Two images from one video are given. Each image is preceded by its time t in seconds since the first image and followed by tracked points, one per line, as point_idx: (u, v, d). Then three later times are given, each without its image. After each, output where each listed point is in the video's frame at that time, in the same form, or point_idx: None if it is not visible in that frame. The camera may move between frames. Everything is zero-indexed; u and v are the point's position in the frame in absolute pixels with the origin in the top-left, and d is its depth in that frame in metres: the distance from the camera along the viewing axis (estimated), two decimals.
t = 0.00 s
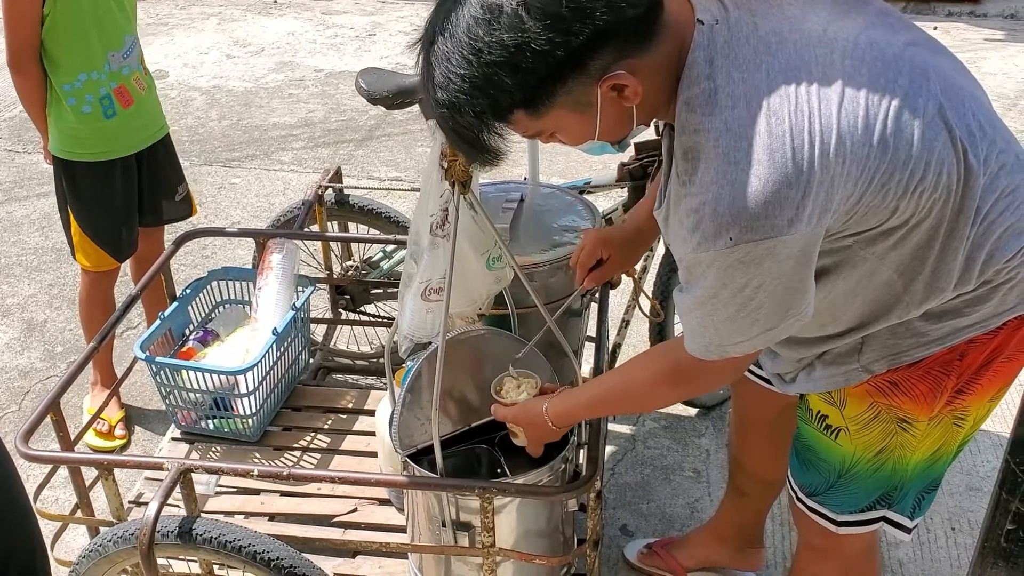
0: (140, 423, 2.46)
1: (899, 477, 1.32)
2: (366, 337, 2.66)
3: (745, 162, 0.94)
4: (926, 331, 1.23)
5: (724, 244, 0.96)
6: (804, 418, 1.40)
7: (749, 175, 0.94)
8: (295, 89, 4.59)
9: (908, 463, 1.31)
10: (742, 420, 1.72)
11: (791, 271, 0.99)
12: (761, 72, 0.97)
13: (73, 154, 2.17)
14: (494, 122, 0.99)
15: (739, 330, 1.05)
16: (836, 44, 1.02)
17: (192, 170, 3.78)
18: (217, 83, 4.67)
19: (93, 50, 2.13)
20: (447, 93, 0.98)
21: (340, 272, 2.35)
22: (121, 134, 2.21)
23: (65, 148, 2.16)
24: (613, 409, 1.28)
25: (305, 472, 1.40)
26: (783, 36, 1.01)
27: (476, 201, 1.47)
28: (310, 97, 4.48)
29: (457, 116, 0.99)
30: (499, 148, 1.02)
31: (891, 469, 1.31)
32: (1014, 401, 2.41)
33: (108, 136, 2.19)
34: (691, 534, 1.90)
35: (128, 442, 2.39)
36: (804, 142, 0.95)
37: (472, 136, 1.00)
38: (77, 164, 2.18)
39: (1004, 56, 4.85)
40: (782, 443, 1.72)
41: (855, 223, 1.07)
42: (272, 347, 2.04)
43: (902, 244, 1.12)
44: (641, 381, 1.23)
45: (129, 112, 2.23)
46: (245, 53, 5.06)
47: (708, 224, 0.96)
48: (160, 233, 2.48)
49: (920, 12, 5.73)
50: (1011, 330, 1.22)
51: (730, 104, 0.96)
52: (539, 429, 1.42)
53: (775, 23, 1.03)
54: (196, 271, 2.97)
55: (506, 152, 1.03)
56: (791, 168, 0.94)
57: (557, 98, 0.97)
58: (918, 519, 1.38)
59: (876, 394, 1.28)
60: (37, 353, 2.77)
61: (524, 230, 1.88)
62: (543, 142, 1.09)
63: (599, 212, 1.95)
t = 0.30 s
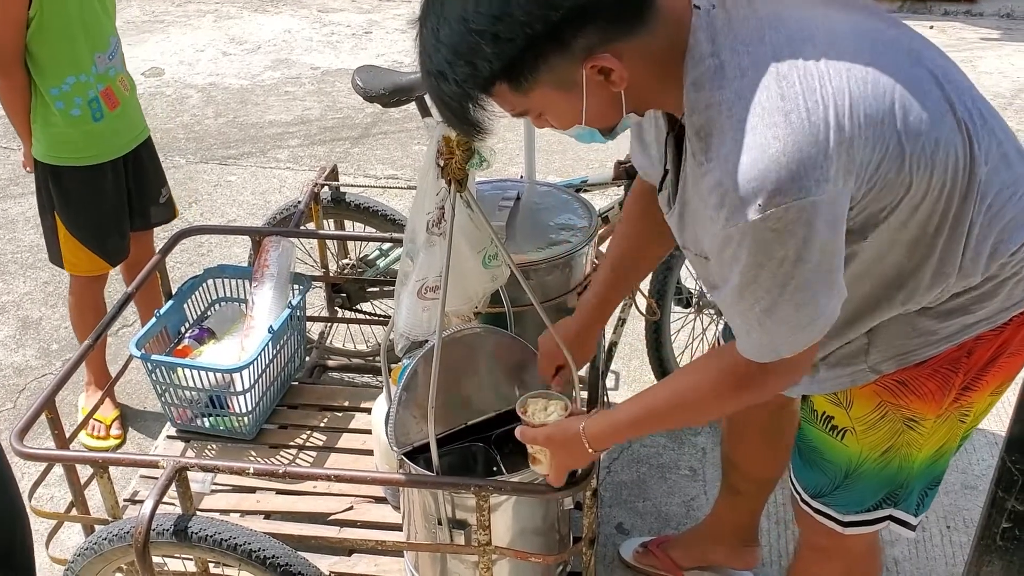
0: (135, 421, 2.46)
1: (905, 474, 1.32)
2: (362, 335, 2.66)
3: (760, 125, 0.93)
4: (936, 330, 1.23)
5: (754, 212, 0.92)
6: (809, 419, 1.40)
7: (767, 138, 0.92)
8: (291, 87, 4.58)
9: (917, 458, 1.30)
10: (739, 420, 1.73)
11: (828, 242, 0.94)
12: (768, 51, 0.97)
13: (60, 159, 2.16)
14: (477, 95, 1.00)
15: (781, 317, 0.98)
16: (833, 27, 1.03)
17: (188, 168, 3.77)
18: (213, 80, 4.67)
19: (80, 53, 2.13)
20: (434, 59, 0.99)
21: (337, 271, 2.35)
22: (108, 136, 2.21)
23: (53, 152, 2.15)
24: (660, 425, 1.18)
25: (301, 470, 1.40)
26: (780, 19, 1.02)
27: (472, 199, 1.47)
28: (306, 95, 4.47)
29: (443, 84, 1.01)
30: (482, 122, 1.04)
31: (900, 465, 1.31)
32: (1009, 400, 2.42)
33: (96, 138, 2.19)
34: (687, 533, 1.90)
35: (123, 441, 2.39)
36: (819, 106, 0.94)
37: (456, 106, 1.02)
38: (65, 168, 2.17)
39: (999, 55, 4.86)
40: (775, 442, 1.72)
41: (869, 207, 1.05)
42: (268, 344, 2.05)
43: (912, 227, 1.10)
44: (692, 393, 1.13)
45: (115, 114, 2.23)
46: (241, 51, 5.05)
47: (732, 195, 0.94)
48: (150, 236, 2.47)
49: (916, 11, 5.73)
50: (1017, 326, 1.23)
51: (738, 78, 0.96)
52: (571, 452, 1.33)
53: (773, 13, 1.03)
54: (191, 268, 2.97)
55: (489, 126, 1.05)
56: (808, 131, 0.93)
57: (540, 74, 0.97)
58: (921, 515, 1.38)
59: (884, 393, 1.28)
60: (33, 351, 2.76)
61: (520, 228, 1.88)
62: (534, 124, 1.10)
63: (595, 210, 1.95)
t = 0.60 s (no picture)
0: (131, 419, 2.46)
1: (914, 473, 1.32)
2: (359, 333, 2.66)
3: (766, 106, 0.93)
4: (946, 328, 1.23)
5: (765, 193, 0.91)
6: (815, 420, 1.40)
7: (775, 118, 0.92)
8: (288, 84, 4.58)
9: (926, 455, 1.30)
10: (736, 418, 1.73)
11: (841, 224, 0.93)
12: (770, 39, 0.98)
13: (53, 159, 2.16)
14: (470, 83, 1.00)
15: (797, 304, 0.97)
16: (830, 17, 1.04)
17: (184, 165, 3.77)
18: (210, 78, 4.66)
19: (73, 53, 2.13)
20: (429, 47, 0.99)
21: (334, 268, 2.36)
22: (101, 135, 2.21)
23: (46, 153, 2.15)
24: (683, 430, 1.16)
25: (297, 468, 1.39)
26: (779, 10, 1.03)
27: (469, 197, 1.46)
28: (304, 93, 4.47)
29: (437, 73, 1.01)
30: (475, 111, 1.04)
31: (910, 463, 1.30)
32: (1006, 399, 2.43)
33: (89, 138, 2.18)
34: (684, 531, 1.90)
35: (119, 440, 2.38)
36: (825, 86, 0.93)
37: (451, 95, 1.01)
38: (59, 169, 2.17)
39: (996, 54, 4.87)
40: (770, 440, 1.73)
41: (881, 194, 1.04)
42: (264, 343, 2.04)
43: (919, 213, 1.09)
44: (719, 395, 1.11)
45: (108, 113, 2.23)
46: (238, 48, 5.04)
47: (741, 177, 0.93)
48: (146, 236, 2.47)
49: (913, 10, 5.72)
50: None
51: (741, 61, 0.96)
52: (590, 464, 1.29)
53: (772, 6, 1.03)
54: (188, 266, 2.97)
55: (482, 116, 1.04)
56: (817, 109, 0.92)
57: (533, 64, 0.97)
58: (929, 512, 1.37)
59: (895, 394, 1.28)
60: (29, 348, 2.75)
61: (517, 227, 1.87)
62: (529, 117, 1.10)
63: (593, 209, 1.95)
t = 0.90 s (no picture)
0: (128, 417, 2.45)
1: (898, 474, 1.32)
2: (356, 332, 2.66)
3: (767, 120, 0.92)
4: (931, 330, 1.22)
5: (757, 208, 0.91)
6: (801, 417, 1.40)
7: (775, 133, 0.91)
8: (285, 83, 4.57)
9: (909, 458, 1.30)
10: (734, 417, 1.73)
11: (829, 244, 0.93)
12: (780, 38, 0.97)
13: (50, 154, 2.15)
14: (474, 69, 1.00)
15: (776, 317, 0.97)
16: (844, 23, 1.03)
17: (181, 164, 3.76)
18: (207, 76, 4.65)
19: (72, 49, 2.12)
20: (432, 32, 0.99)
21: (331, 266, 2.35)
22: (99, 132, 2.20)
23: (44, 148, 2.15)
24: (649, 421, 1.16)
25: (294, 467, 1.39)
26: (792, 13, 1.02)
27: (466, 196, 1.46)
28: (301, 91, 4.46)
29: (441, 57, 1.01)
30: (479, 98, 1.04)
31: (892, 464, 1.31)
32: (1003, 399, 2.43)
33: (86, 134, 2.17)
34: (681, 530, 1.90)
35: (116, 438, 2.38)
36: (827, 103, 0.93)
37: (454, 80, 1.02)
38: (56, 164, 2.17)
39: (993, 54, 4.87)
40: (768, 438, 1.73)
41: (871, 205, 1.05)
42: (261, 341, 2.04)
43: (909, 226, 1.10)
44: (686, 389, 1.11)
45: (108, 110, 2.21)
46: (236, 47, 5.03)
47: (736, 189, 0.93)
48: (147, 231, 2.46)
49: (910, 9, 5.73)
50: (1010, 327, 1.24)
51: (747, 68, 0.96)
52: (562, 449, 1.29)
53: (783, 6, 1.03)
54: (185, 265, 2.96)
55: (487, 103, 1.05)
56: (816, 128, 0.92)
57: (538, 51, 0.97)
58: (912, 516, 1.37)
59: (878, 392, 1.28)
60: (25, 347, 2.75)
61: (515, 226, 1.88)
62: (533, 104, 1.10)
63: (590, 208, 1.95)
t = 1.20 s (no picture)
0: (126, 416, 2.45)
1: (885, 477, 1.32)
2: (354, 331, 2.66)
3: (747, 152, 0.94)
4: (917, 332, 1.22)
5: (725, 236, 0.96)
6: (790, 415, 1.40)
7: (753, 167, 0.94)
8: (284, 82, 4.57)
9: (894, 461, 1.31)
10: (731, 416, 1.73)
11: (791, 272, 0.98)
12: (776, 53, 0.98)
13: (59, 144, 2.16)
14: (486, 85, 0.98)
15: (735, 328, 1.03)
16: (848, 38, 1.02)
17: (179, 162, 3.76)
18: (206, 74, 4.65)
19: (83, 42, 2.11)
20: (441, 47, 0.97)
21: (328, 265, 2.35)
22: (109, 126, 2.19)
23: (55, 140, 2.15)
24: (607, 401, 1.25)
25: (292, 466, 1.39)
26: (795, 28, 1.01)
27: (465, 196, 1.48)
28: (299, 90, 4.46)
29: (449, 73, 0.99)
30: (490, 112, 1.02)
31: (877, 466, 1.31)
32: (1001, 399, 2.44)
33: (96, 127, 2.17)
34: (679, 529, 1.91)
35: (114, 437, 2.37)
36: (810, 138, 0.95)
37: (465, 96, 1.00)
38: (65, 155, 2.17)
39: (991, 54, 4.88)
40: (767, 437, 1.73)
41: (856, 221, 1.07)
42: (259, 340, 2.03)
43: (896, 246, 1.11)
44: (641, 374, 1.20)
45: (119, 104, 2.21)
46: (234, 45, 5.03)
47: (709, 216, 0.96)
48: (153, 224, 2.45)
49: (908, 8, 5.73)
50: (999, 334, 1.24)
51: (737, 92, 0.97)
52: (531, 417, 1.38)
53: (785, 16, 1.02)
54: (183, 263, 2.96)
55: (497, 116, 1.02)
56: (795, 164, 0.94)
57: (551, 64, 0.97)
58: (898, 520, 1.38)
59: (863, 392, 1.28)
60: (23, 345, 2.75)
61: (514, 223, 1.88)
62: (538, 110, 1.09)
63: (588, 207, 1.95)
